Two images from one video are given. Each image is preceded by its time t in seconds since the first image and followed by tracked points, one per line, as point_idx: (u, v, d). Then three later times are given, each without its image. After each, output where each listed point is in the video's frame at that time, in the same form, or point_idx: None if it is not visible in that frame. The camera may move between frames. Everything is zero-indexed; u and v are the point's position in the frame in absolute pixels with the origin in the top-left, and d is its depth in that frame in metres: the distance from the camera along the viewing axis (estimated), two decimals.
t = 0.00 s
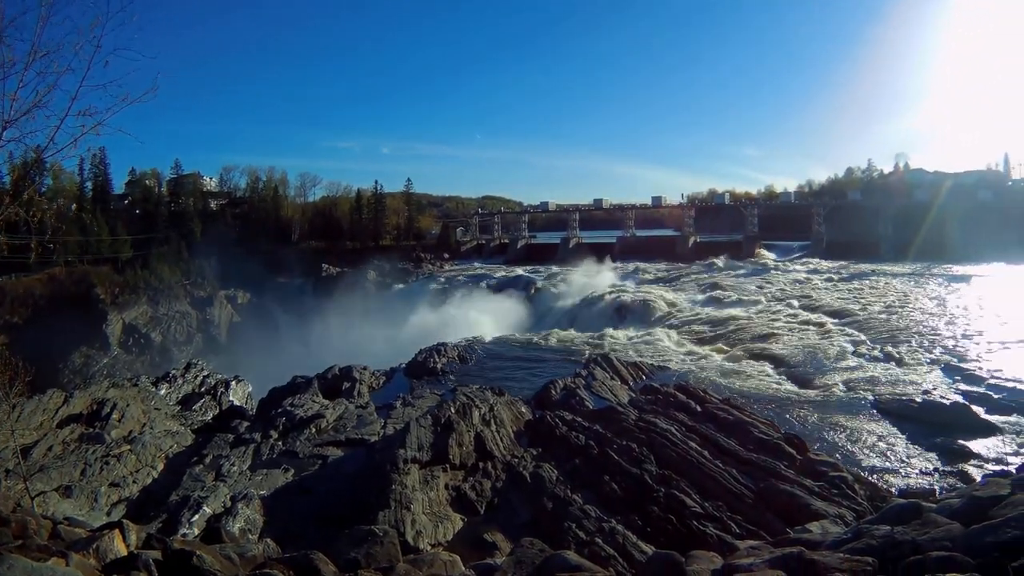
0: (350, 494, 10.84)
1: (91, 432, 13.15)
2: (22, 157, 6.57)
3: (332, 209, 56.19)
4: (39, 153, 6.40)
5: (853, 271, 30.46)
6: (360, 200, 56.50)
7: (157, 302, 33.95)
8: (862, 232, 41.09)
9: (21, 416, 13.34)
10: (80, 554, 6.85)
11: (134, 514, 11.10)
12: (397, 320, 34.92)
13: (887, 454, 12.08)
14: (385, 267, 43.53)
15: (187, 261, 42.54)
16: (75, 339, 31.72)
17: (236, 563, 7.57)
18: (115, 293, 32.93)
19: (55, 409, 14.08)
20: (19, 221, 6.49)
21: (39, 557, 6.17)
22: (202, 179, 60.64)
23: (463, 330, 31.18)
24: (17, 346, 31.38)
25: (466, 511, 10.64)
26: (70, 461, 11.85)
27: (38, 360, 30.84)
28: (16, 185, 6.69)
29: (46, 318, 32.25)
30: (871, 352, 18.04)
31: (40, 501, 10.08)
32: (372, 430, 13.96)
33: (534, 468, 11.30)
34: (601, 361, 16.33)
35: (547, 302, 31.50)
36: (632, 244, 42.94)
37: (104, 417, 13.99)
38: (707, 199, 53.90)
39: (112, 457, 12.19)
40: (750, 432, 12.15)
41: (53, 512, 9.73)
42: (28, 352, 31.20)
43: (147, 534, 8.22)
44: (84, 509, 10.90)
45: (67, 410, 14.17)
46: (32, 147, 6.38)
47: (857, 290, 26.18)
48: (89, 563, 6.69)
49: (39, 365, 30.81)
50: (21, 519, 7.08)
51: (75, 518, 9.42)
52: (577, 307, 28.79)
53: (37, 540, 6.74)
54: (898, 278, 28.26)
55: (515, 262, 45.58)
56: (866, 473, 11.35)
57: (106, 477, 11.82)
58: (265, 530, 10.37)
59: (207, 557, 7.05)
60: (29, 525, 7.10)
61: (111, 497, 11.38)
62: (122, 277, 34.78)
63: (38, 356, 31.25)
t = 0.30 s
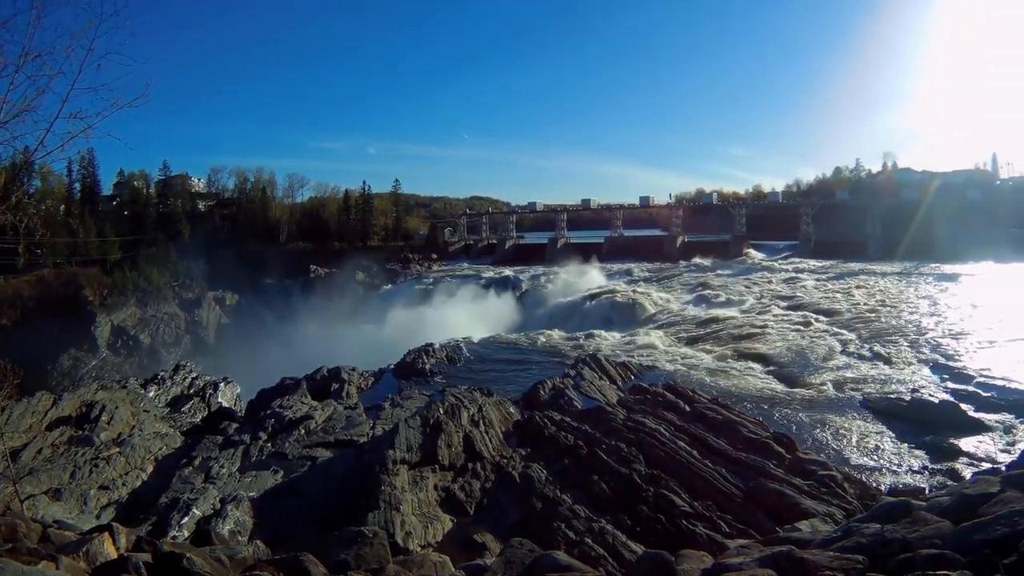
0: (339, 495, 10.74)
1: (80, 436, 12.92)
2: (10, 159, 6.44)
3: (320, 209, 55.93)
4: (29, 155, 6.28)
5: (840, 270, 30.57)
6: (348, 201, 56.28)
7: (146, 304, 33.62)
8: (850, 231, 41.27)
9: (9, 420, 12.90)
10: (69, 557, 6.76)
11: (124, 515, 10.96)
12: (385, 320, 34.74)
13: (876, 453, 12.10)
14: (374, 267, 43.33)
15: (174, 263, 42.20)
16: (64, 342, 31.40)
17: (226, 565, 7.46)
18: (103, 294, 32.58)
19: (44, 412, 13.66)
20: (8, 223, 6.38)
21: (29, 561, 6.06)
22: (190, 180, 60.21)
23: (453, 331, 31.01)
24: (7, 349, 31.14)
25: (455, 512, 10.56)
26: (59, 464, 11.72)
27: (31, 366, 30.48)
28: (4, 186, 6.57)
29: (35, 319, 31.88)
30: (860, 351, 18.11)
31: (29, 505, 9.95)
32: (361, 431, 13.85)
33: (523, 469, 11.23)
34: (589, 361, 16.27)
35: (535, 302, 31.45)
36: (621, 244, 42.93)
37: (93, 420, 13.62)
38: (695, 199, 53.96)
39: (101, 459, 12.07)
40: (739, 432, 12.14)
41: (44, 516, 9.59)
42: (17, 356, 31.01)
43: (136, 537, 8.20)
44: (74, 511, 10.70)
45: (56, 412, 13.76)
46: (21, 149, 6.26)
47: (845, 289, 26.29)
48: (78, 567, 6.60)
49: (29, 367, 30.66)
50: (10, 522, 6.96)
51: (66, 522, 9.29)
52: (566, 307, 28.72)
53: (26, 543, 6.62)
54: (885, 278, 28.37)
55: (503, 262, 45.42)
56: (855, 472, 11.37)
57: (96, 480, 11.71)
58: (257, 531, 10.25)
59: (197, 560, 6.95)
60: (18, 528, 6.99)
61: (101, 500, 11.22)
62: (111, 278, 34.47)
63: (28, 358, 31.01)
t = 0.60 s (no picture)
0: (327, 495, 10.64)
1: (69, 436, 12.72)
2: None
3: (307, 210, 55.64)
4: (17, 156, 6.18)
5: (826, 269, 30.71)
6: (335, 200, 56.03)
7: (134, 304, 33.21)
8: (836, 231, 41.48)
9: None
10: (60, 559, 6.66)
11: (114, 518, 10.65)
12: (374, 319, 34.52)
13: (864, 450, 12.13)
14: (361, 267, 43.12)
15: (161, 263, 41.81)
16: (49, 342, 30.81)
17: (216, 566, 7.33)
18: (91, 295, 32.14)
19: (33, 413, 13.38)
20: None
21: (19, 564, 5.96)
22: (178, 180, 59.76)
23: (444, 331, 30.77)
24: None
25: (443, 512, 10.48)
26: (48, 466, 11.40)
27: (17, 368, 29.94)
28: None
29: (20, 321, 31.25)
30: (847, 349, 18.18)
31: (18, 506, 9.53)
32: (348, 431, 13.73)
33: (511, 468, 11.15)
34: (577, 360, 16.22)
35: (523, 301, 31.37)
36: (608, 243, 42.90)
37: (81, 421, 13.32)
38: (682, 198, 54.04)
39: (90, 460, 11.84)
40: (727, 430, 12.12)
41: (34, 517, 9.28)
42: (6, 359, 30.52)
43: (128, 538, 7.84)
44: (63, 513, 10.40)
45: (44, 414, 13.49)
46: (10, 149, 6.16)
47: (831, 287, 26.42)
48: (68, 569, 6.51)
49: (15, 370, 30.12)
50: None
51: (55, 523, 9.02)
52: (553, 306, 28.65)
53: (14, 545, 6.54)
54: (870, 277, 28.53)
55: (490, 262, 45.29)
56: (843, 469, 11.39)
57: (85, 481, 11.49)
58: (245, 532, 10.12)
59: (186, 560, 6.84)
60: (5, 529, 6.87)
61: (90, 501, 10.99)
62: (99, 278, 34.09)
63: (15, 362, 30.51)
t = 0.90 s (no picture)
0: (316, 495, 10.56)
1: (57, 439, 12.33)
2: None
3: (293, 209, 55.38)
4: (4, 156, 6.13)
5: (812, 267, 30.84)
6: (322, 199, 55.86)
7: (121, 305, 32.69)
8: (823, 230, 41.67)
9: None
10: (50, 561, 6.58)
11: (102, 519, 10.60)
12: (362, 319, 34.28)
13: (851, 448, 12.17)
14: (348, 267, 42.96)
15: (147, 263, 41.39)
16: (37, 343, 30.48)
17: (205, 568, 7.19)
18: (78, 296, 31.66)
19: (21, 414, 12.90)
20: None
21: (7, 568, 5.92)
22: (164, 180, 59.21)
23: (434, 330, 30.60)
24: None
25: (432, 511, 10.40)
26: (36, 467, 11.16)
27: (7, 373, 29.83)
28: None
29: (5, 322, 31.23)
30: (835, 347, 18.25)
31: (6, 509, 9.21)
32: (336, 431, 13.60)
33: (499, 467, 11.08)
34: (564, 359, 16.17)
35: (510, 302, 31.29)
36: (595, 242, 42.93)
37: (69, 422, 12.96)
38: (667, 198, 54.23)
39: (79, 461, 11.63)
40: (715, 429, 12.11)
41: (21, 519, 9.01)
42: None
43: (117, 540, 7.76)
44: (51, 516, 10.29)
45: (32, 415, 12.93)
46: None
47: (818, 285, 26.54)
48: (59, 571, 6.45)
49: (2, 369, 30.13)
50: None
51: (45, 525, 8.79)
52: (541, 305, 28.55)
53: None
54: (856, 275, 28.67)
55: (476, 261, 45.22)
56: (831, 466, 11.41)
57: (73, 482, 11.29)
58: (234, 532, 10.00)
59: (177, 561, 6.79)
60: None
61: (79, 503, 10.80)
62: (87, 280, 33.76)
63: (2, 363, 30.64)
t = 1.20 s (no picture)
0: (303, 495, 10.43)
1: (45, 441, 11.79)
2: None
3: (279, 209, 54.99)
4: None
5: (798, 267, 30.95)
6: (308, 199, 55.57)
7: (109, 306, 32.07)
8: (809, 230, 41.85)
9: None
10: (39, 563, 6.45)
11: (91, 521, 10.38)
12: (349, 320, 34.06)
13: (840, 447, 12.17)
14: (334, 268, 42.74)
15: (133, 263, 40.96)
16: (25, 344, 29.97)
17: (194, 569, 7.13)
18: (65, 296, 30.98)
19: (7, 417, 12.22)
20: None
21: None
22: (151, 180, 58.71)
23: (423, 329, 30.42)
24: None
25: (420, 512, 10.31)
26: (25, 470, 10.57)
27: None
28: None
29: None
30: (822, 347, 18.29)
31: None
32: (323, 432, 13.45)
33: (487, 467, 10.98)
34: (551, 359, 16.09)
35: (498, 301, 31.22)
36: (581, 243, 42.89)
37: (58, 423, 12.36)
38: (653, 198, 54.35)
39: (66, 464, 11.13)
40: (702, 428, 12.07)
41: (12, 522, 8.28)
42: None
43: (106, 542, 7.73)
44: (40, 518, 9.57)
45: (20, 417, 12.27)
46: None
47: (805, 285, 26.64)
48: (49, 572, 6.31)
49: None
50: None
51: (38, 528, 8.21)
52: (528, 305, 28.46)
53: None
54: (841, 275, 28.79)
55: (463, 261, 45.09)
56: (820, 466, 11.40)
57: (61, 485, 10.84)
58: (222, 534, 9.85)
59: (165, 562, 6.78)
60: None
61: (68, 504, 10.52)
62: (75, 280, 33.36)
63: None
